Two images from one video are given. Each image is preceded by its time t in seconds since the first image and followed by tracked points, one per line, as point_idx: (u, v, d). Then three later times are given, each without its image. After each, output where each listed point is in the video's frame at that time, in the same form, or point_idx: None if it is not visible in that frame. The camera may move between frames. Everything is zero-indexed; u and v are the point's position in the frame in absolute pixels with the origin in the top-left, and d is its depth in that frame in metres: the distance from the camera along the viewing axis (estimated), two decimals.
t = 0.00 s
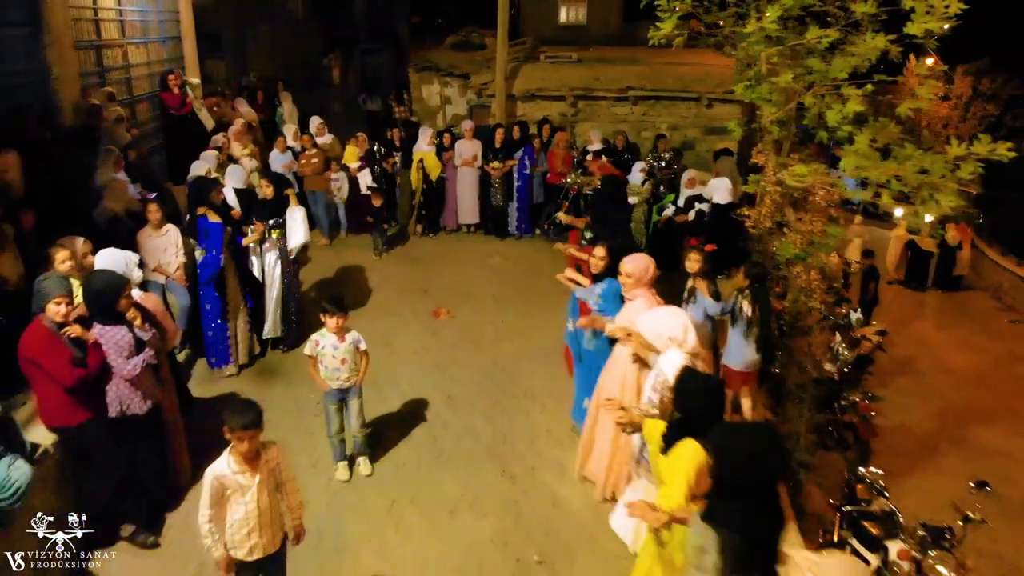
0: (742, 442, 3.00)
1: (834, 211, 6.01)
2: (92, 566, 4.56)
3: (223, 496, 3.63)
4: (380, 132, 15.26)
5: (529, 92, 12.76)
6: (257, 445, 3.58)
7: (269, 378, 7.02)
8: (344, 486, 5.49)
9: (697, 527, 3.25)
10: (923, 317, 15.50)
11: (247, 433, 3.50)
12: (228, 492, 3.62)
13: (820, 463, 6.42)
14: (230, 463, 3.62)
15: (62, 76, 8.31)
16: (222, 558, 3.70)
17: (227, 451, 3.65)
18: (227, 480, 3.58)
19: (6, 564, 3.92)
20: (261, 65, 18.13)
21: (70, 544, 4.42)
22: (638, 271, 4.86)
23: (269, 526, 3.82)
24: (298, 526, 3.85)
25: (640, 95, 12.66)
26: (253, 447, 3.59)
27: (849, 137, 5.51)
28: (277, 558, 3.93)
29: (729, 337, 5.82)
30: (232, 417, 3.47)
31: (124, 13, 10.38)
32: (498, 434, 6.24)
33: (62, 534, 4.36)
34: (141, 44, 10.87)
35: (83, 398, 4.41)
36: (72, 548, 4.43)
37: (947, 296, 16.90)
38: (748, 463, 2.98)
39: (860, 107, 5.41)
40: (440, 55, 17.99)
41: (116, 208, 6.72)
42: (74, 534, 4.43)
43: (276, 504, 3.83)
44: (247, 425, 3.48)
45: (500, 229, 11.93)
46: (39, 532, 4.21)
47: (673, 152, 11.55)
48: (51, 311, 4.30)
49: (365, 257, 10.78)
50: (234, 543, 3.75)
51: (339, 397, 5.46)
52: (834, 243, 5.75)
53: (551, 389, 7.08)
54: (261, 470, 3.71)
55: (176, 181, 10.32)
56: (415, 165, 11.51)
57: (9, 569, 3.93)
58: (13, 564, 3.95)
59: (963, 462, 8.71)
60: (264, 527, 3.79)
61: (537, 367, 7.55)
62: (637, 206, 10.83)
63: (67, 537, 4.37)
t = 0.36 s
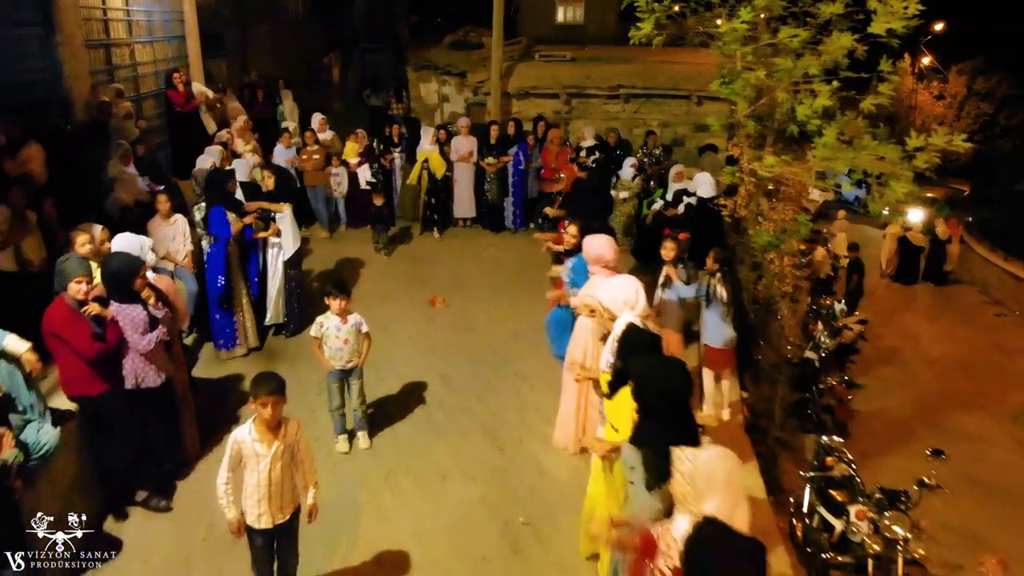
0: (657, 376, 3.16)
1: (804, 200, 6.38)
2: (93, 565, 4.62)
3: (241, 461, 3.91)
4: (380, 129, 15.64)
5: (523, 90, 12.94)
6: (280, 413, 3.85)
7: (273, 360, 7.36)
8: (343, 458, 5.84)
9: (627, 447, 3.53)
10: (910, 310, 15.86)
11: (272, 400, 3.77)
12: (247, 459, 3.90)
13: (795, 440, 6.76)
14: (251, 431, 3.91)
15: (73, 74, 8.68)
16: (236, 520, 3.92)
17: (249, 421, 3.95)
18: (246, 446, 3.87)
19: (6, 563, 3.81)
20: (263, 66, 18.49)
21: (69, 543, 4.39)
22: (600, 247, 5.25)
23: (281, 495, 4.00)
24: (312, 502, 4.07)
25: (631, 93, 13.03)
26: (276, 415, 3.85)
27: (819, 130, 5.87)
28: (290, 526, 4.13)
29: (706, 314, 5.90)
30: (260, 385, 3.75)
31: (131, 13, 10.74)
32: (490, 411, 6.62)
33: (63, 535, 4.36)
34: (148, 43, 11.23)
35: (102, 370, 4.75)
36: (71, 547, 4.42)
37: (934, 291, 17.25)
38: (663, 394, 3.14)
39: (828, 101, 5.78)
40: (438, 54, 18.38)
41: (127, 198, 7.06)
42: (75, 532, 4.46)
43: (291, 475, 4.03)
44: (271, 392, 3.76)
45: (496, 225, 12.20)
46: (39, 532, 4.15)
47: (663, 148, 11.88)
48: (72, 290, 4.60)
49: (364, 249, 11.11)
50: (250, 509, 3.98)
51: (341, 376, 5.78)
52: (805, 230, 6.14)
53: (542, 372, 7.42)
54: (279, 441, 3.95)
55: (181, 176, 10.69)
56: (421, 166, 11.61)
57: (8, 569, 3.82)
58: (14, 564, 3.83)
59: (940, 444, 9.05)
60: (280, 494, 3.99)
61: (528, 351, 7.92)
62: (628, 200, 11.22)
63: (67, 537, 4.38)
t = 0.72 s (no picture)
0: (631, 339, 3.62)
1: (779, 192, 6.71)
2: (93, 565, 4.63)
3: (247, 446, 4.03)
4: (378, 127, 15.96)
5: (519, 88, 13.43)
6: (282, 398, 3.98)
7: (273, 347, 7.66)
8: (341, 436, 6.13)
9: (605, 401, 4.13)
10: (896, 306, 16.21)
11: (274, 384, 3.91)
12: (251, 444, 4.02)
13: (774, 422, 7.03)
14: (255, 418, 4.03)
15: (80, 72, 8.99)
16: (240, 499, 4.05)
17: (252, 408, 4.07)
18: (251, 432, 3.99)
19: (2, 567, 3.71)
20: (264, 67, 18.80)
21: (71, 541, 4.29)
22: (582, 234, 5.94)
23: (285, 478, 4.11)
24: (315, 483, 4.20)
25: (623, 91, 13.50)
26: (279, 399, 3.98)
27: (793, 124, 6.16)
28: (292, 509, 4.23)
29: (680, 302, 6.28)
30: (262, 370, 3.90)
31: (136, 14, 11.06)
32: (481, 394, 6.94)
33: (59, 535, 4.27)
34: (151, 43, 11.54)
35: (114, 348, 5.08)
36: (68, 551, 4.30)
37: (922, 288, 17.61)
38: (632, 357, 3.62)
39: (801, 97, 6.08)
40: (435, 54, 18.71)
41: (133, 190, 7.36)
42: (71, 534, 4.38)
43: (293, 457, 4.15)
44: (272, 377, 3.90)
45: (491, 220, 12.52)
46: (38, 535, 3.98)
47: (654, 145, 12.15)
48: (85, 274, 4.89)
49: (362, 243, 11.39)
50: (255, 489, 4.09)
51: (340, 358, 6.08)
52: (780, 221, 6.43)
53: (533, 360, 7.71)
54: (282, 426, 4.07)
55: (183, 172, 10.99)
56: (428, 165, 11.74)
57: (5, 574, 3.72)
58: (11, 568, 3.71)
59: (920, 430, 9.33)
60: (285, 477, 4.11)
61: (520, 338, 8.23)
62: (619, 196, 11.54)
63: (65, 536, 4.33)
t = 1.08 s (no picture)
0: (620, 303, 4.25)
1: (757, 186, 7.01)
2: (94, 566, 4.63)
3: (238, 441, 4.11)
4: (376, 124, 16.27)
5: (513, 87, 13.67)
6: (269, 392, 4.03)
7: (273, 336, 7.94)
8: (335, 418, 6.42)
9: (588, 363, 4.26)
10: (884, 302, 16.52)
11: (261, 379, 3.96)
12: (242, 439, 4.09)
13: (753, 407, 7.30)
14: (243, 413, 4.10)
15: (86, 71, 9.29)
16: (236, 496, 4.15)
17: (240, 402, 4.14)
18: (240, 428, 4.07)
19: (5, 564, 4.01)
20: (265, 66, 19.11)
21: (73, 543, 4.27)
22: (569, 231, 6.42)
23: (276, 473, 4.19)
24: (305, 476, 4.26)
25: (616, 90, 13.70)
26: (265, 393, 4.03)
27: (770, 120, 6.43)
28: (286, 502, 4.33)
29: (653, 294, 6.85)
30: (249, 366, 3.93)
31: (139, 14, 11.35)
32: (473, 379, 7.24)
33: (62, 535, 4.29)
34: (154, 42, 11.83)
35: (121, 331, 5.37)
36: (74, 548, 4.31)
37: (911, 284, 17.92)
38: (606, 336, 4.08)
39: (777, 94, 6.34)
40: (433, 52, 19.02)
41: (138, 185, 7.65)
42: (74, 532, 4.39)
43: (283, 452, 4.22)
44: (259, 372, 3.95)
45: (484, 215, 12.84)
46: (38, 532, 4.17)
47: (646, 142, 12.43)
48: (94, 260, 5.24)
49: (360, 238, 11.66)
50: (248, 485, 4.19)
51: (336, 343, 6.34)
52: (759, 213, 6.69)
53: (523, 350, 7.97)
54: (271, 422, 4.13)
55: (185, 168, 11.30)
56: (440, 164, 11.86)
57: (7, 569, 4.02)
58: (13, 564, 4.04)
59: (900, 420, 9.59)
60: (276, 472, 4.18)
61: (512, 327, 8.52)
62: (611, 191, 11.49)
63: (68, 537, 4.34)
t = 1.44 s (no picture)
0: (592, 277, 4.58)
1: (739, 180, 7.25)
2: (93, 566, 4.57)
3: (234, 431, 4.16)
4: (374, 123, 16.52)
5: (509, 85, 14.03)
6: (268, 388, 4.06)
7: (273, 326, 8.17)
8: (331, 404, 6.66)
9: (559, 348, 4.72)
10: (874, 297, 16.78)
11: (261, 374, 3.99)
12: (237, 430, 4.14)
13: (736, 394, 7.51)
14: (240, 405, 4.15)
15: (90, 70, 9.52)
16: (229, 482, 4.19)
17: (241, 395, 4.20)
18: (235, 418, 4.12)
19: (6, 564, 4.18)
20: (266, 66, 19.39)
21: (70, 543, 4.44)
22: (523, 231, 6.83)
23: (272, 465, 4.18)
24: (303, 473, 4.23)
25: (609, 89, 13.98)
26: (265, 389, 4.06)
27: (752, 117, 6.67)
28: (280, 497, 4.27)
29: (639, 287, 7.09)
30: (248, 361, 3.97)
31: (141, 14, 11.59)
32: (466, 368, 7.50)
33: (61, 534, 4.40)
34: (156, 42, 12.07)
35: (126, 317, 5.60)
36: (73, 547, 4.41)
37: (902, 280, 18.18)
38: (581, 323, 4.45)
39: (758, 92, 6.58)
40: (430, 52, 19.28)
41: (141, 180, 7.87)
42: (74, 532, 4.46)
43: (282, 445, 4.20)
44: (258, 367, 3.98)
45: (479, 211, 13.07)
46: (39, 531, 4.34)
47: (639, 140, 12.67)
48: (101, 249, 5.47)
49: (357, 234, 11.86)
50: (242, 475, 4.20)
51: (332, 331, 6.58)
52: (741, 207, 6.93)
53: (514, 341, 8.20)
54: (268, 416, 4.15)
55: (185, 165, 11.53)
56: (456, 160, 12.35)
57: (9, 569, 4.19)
58: (14, 565, 4.21)
59: (883, 410, 9.80)
60: (271, 464, 4.17)
61: (504, 319, 8.76)
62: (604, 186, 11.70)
63: (67, 536, 4.41)
